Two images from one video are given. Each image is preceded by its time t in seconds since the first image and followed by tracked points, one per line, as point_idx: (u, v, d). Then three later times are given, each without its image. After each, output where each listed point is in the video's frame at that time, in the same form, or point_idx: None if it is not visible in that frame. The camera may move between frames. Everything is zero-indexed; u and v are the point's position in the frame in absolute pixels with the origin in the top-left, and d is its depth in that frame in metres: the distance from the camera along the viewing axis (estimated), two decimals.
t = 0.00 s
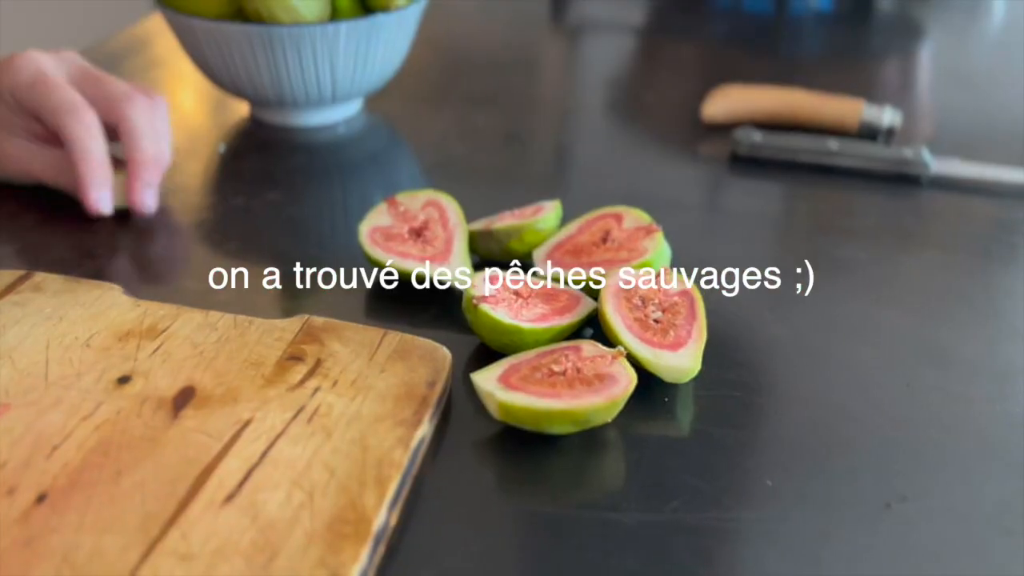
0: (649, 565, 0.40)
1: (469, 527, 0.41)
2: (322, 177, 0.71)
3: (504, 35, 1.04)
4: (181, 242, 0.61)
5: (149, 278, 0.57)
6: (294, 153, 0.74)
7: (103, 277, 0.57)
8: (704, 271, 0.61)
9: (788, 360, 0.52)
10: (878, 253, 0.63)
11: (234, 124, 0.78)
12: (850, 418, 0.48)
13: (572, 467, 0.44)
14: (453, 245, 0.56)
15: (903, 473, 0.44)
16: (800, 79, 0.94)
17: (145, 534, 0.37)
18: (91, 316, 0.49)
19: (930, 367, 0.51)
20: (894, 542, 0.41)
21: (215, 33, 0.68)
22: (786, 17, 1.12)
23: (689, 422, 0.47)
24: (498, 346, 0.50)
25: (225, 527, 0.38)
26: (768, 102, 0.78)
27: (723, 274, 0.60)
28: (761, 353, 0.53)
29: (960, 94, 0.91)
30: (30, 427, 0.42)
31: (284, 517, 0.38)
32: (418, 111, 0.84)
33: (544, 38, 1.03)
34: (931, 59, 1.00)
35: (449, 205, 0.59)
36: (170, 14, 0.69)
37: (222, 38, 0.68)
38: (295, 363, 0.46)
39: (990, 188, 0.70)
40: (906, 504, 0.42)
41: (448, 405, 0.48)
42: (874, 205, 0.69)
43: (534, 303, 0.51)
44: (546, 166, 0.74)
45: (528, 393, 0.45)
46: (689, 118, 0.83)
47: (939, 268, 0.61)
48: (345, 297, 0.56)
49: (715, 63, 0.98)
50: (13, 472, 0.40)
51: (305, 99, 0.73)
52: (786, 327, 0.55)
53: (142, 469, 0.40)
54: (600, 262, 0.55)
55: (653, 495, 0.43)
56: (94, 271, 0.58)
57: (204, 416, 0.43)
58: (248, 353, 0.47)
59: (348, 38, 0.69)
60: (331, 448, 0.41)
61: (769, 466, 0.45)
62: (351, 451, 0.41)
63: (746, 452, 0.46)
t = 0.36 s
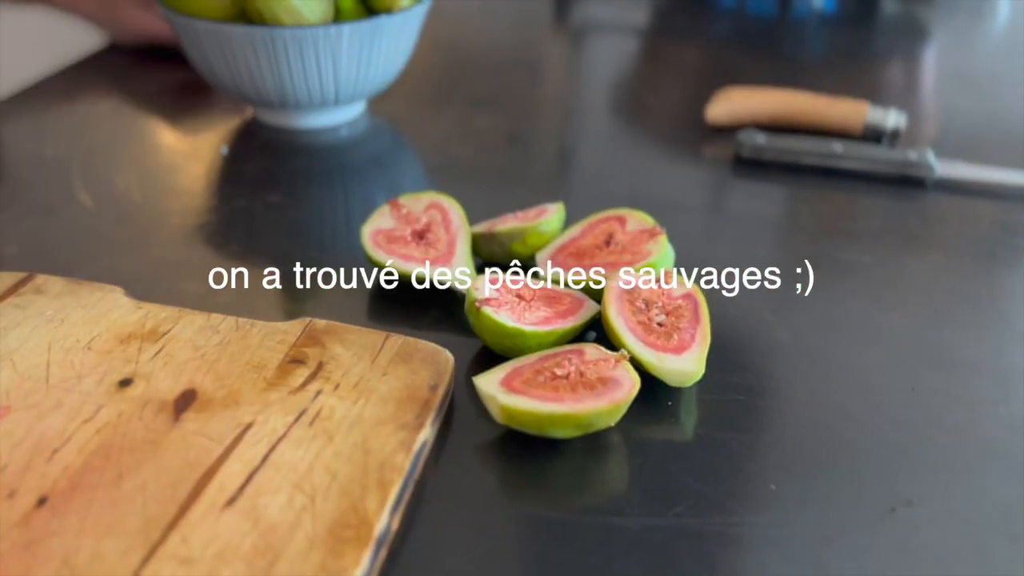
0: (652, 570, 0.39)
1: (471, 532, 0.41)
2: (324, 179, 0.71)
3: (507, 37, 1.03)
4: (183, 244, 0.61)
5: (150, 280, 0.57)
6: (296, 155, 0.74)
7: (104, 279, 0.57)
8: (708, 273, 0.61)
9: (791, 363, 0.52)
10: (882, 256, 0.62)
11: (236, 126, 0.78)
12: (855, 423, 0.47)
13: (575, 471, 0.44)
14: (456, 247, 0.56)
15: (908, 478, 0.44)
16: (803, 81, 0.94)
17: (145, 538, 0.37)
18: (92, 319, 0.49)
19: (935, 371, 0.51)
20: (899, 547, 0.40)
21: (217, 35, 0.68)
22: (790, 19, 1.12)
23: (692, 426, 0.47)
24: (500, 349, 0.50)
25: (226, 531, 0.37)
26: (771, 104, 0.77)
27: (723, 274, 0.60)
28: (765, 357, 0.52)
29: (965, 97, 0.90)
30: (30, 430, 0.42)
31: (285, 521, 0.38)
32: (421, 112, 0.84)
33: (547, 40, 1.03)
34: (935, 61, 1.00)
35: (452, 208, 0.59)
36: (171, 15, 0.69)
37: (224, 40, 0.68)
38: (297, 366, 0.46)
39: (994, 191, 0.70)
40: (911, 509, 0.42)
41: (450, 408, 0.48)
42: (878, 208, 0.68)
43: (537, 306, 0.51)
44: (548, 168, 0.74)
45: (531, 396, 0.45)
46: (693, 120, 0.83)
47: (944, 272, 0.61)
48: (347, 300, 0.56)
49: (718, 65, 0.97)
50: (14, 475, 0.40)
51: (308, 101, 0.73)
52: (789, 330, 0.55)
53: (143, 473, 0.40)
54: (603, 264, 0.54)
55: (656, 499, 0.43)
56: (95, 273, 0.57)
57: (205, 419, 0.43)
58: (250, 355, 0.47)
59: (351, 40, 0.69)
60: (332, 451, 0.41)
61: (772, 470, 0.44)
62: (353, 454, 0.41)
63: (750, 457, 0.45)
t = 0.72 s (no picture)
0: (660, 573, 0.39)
1: (479, 534, 0.41)
2: (334, 183, 0.71)
3: (516, 42, 1.04)
4: (194, 247, 0.61)
5: (162, 282, 0.57)
6: (307, 159, 0.74)
7: (117, 281, 0.57)
8: (715, 278, 0.61)
9: (799, 368, 0.52)
10: (891, 262, 0.62)
11: (247, 130, 0.79)
12: (863, 427, 0.47)
13: (583, 474, 0.44)
14: (465, 251, 0.56)
15: (917, 483, 0.44)
16: (812, 86, 0.94)
17: (156, 539, 0.37)
18: (104, 321, 0.50)
19: (944, 376, 0.51)
20: (907, 551, 0.40)
21: (229, 41, 0.68)
22: (799, 25, 1.12)
23: (700, 430, 0.47)
24: (508, 353, 0.50)
25: (236, 532, 0.38)
26: (779, 110, 0.78)
27: (723, 274, 0.61)
28: (773, 361, 0.52)
29: (974, 103, 0.90)
30: (42, 431, 0.42)
31: (295, 522, 0.38)
32: (430, 117, 0.84)
33: (556, 45, 1.03)
34: (944, 67, 1.00)
35: (461, 212, 0.59)
36: (183, 20, 0.69)
37: (236, 43, 0.68)
38: (306, 368, 0.46)
39: (1003, 197, 0.70)
40: (919, 513, 0.42)
41: (458, 411, 0.48)
42: (887, 213, 0.68)
43: (545, 310, 0.51)
44: (557, 173, 0.74)
45: (539, 399, 0.45)
46: (702, 126, 0.83)
47: (952, 277, 0.60)
48: (356, 303, 0.56)
49: (728, 71, 0.98)
50: (26, 475, 0.40)
51: (319, 105, 0.73)
52: (798, 335, 0.55)
53: (154, 473, 0.40)
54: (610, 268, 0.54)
55: (663, 502, 0.43)
56: (108, 275, 0.58)
57: (216, 421, 0.43)
58: (260, 358, 0.47)
59: (362, 45, 0.69)
60: (342, 453, 0.41)
61: (780, 474, 0.44)
62: (362, 456, 0.41)
63: (758, 461, 0.45)
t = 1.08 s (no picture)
0: None
1: (495, 539, 0.42)
2: (354, 192, 0.72)
3: (535, 54, 1.05)
4: (216, 254, 0.62)
5: (186, 288, 0.58)
6: (328, 168, 0.75)
7: (140, 286, 0.58)
8: (732, 288, 0.61)
9: (815, 378, 0.52)
10: (908, 273, 0.62)
11: (269, 139, 0.80)
12: (879, 438, 0.47)
13: (598, 482, 0.45)
14: (483, 260, 0.57)
15: (932, 493, 0.44)
16: (831, 99, 0.94)
17: (177, 538, 0.38)
18: (128, 325, 0.50)
19: (961, 388, 0.51)
20: (922, 562, 0.40)
21: (253, 51, 0.69)
22: (818, 38, 1.12)
23: (715, 439, 0.47)
24: (525, 360, 0.50)
25: (255, 533, 0.38)
26: (797, 122, 0.78)
27: (723, 274, 0.62)
28: (789, 371, 0.53)
29: (994, 116, 0.90)
30: (67, 432, 0.43)
31: (313, 524, 0.39)
32: (449, 128, 0.85)
33: (575, 57, 1.04)
34: (964, 80, 1.00)
35: (480, 221, 0.59)
36: (207, 30, 0.71)
37: (259, 54, 0.69)
38: (325, 373, 0.47)
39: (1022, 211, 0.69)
40: (934, 524, 0.42)
41: (475, 418, 0.48)
42: (905, 225, 0.68)
43: (562, 318, 0.51)
44: (575, 183, 0.75)
45: (555, 407, 0.45)
46: (720, 137, 0.84)
47: (971, 289, 0.60)
48: (375, 309, 0.57)
49: (746, 83, 0.98)
50: (52, 475, 0.41)
51: (340, 114, 0.74)
52: (814, 345, 0.55)
53: (176, 475, 0.41)
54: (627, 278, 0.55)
55: (678, 510, 0.43)
56: (132, 280, 0.59)
57: (237, 424, 0.44)
58: (280, 363, 0.48)
59: (383, 55, 0.70)
60: (360, 457, 0.42)
61: (795, 484, 0.45)
62: (380, 461, 0.42)
63: (773, 470, 0.45)
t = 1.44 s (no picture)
0: None
1: (512, 537, 0.43)
2: (378, 201, 0.74)
3: (556, 68, 1.06)
4: (244, 260, 0.64)
5: (215, 292, 0.60)
6: (353, 178, 0.77)
7: (171, 290, 0.60)
8: (748, 299, 0.62)
9: (829, 386, 0.53)
10: (924, 285, 0.63)
11: (295, 150, 0.82)
12: (891, 445, 0.48)
13: (613, 484, 0.46)
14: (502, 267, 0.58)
15: (942, 500, 0.45)
16: (850, 114, 0.95)
17: (206, 529, 0.39)
18: (159, 326, 0.52)
19: (974, 398, 0.52)
20: (931, 566, 0.41)
21: (282, 63, 0.71)
22: (838, 53, 1.13)
23: (729, 444, 0.48)
24: (543, 365, 0.52)
25: (281, 526, 0.40)
26: (815, 136, 0.79)
27: (724, 274, 0.64)
28: (803, 379, 0.53)
29: (1014, 132, 0.90)
30: (102, 427, 0.45)
31: (336, 519, 0.40)
32: (472, 140, 0.87)
33: (596, 72, 1.06)
34: (984, 96, 1.00)
35: (500, 229, 0.61)
36: (238, 43, 0.73)
37: (288, 67, 0.71)
38: (349, 374, 0.49)
39: None
40: (944, 530, 0.43)
41: (493, 420, 0.50)
42: (921, 238, 0.69)
43: (579, 324, 0.53)
44: (595, 195, 0.76)
45: (572, 409, 0.46)
46: (738, 150, 0.85)
47: (986, 302, 0.61)
48: (398, 315, 0.58)
49: (765, 98, 0.99)
50: (87, 468, 0.43)
51: (365, 126, 0.76)
52: (828, 354, 0.56)
53: (206, 470, 0.42)
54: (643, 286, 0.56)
55: (692, 512, 0.44)
56: (163, 284, 0.61)
57: (264, 422, 0.45)
58: (305, 364, 0.49)
59: (408, 69, 0.72)
60: (382, 455, 0.43)
61: (807, 489, 0.45)
62: (401, 459, 0.43)
63: (786, 475, 0.46)
